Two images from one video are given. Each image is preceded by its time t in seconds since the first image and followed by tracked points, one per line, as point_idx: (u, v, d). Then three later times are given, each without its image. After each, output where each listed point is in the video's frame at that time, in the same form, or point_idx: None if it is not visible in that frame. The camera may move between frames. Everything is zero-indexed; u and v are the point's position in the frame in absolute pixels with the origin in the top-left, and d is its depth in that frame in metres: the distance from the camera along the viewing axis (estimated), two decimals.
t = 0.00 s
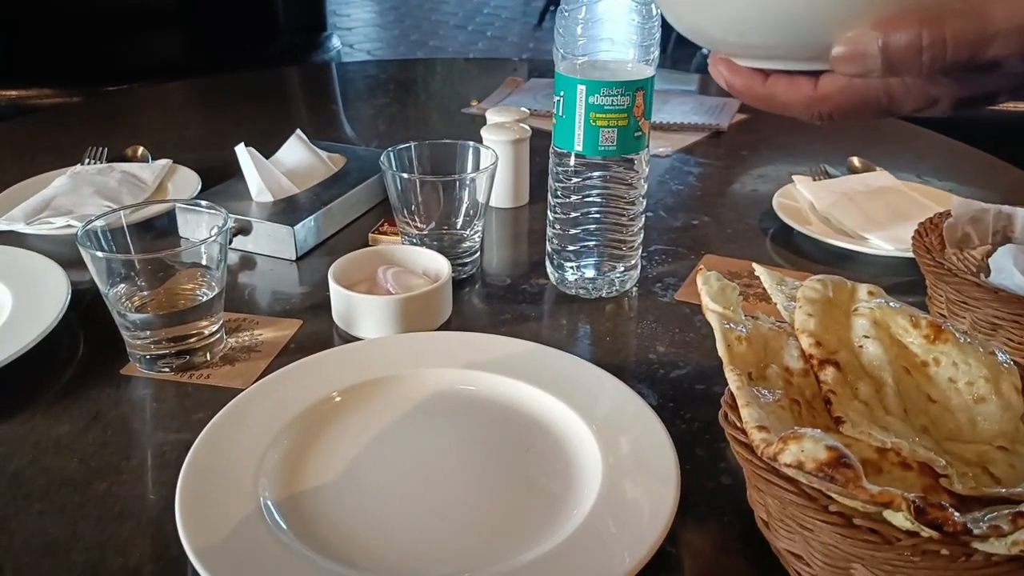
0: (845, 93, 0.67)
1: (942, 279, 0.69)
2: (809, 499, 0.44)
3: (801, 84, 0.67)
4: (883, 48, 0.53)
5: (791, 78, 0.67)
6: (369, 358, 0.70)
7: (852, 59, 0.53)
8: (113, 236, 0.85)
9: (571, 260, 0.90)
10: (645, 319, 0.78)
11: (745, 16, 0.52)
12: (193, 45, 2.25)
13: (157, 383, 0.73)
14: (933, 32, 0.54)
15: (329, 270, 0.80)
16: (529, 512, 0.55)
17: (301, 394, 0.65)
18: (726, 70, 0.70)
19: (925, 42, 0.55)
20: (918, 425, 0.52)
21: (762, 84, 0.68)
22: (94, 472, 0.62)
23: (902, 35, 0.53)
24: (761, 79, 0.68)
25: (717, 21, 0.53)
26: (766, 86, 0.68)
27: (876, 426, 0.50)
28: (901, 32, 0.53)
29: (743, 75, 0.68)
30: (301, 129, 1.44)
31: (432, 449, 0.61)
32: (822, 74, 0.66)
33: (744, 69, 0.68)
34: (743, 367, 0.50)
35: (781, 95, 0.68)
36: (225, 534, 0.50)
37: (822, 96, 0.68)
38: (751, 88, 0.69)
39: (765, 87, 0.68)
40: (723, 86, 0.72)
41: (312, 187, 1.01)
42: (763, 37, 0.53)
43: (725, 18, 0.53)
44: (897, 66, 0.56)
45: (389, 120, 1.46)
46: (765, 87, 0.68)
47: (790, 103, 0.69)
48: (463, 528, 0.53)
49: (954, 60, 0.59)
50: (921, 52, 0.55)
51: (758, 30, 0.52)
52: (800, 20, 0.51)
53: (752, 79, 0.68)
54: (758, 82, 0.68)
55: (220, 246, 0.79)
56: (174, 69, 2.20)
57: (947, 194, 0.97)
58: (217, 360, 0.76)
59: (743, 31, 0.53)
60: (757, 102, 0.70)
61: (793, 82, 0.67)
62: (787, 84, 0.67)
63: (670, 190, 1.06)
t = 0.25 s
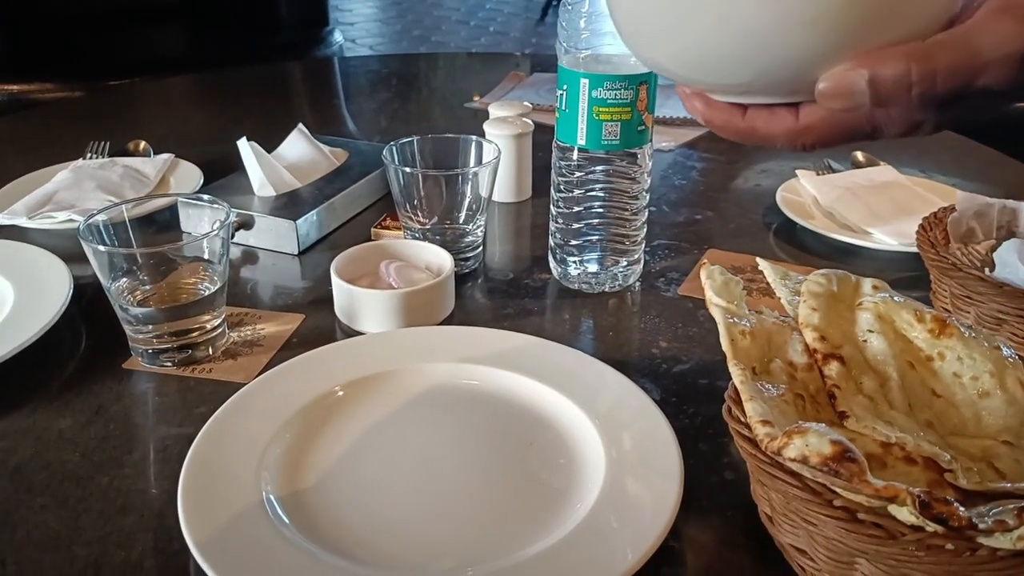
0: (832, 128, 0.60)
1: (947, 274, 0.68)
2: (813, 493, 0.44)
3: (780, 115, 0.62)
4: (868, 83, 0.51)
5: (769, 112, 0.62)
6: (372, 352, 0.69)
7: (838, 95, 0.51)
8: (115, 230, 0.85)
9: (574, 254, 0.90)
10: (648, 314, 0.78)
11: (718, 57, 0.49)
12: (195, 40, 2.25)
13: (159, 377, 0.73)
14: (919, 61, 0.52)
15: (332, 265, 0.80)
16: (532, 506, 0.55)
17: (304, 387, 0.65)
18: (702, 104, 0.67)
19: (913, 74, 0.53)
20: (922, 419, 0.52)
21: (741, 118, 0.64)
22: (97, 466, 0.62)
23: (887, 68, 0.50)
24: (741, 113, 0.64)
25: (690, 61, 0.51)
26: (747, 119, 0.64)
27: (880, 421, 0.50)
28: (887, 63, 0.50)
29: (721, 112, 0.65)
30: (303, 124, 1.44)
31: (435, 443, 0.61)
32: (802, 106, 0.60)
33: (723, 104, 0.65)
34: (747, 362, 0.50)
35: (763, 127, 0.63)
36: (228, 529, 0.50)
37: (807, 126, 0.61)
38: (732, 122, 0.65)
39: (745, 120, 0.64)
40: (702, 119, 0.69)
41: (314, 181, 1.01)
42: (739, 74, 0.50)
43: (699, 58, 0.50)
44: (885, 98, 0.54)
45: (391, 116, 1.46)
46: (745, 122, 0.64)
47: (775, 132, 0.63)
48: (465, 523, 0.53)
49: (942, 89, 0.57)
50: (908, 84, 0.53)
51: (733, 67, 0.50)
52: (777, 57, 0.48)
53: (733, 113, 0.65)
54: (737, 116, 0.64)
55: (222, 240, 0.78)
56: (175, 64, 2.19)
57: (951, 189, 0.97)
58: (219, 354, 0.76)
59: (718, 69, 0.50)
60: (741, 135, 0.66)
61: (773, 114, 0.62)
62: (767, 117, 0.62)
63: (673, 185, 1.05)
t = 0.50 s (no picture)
0: (808, 110, 0.57)
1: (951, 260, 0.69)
2: (818, 474, 0.44)
3: (754, 98, 0.58)
4: (843, 60, 0.49)
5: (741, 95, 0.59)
6: (378, 339, 0.70)
7: (813, 72, 0.49)
8: (120, 219, 0.85)
9: (577, 242, 0.90)
10: (651, 302, 0.78)
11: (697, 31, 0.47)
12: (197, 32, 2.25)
13: (165, 364, 0.73)
14: (896, 40, 0.50)
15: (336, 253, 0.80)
16: (537, 489, 0.55)
17: (310, 373, 0.65)
18: (673, 84, 0.63)
19: (888, 53, 0.51)
20: (927, 403, 0.52)
21: (714, 100, 0.60)
22: (103, 452, 0.63)
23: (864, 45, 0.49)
24: (713, 96, 0.60)
25: (677, 44, 0.49)
26: (720, 102, 0.60)
27: (885, 404, 0.50)
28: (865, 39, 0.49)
29: (694, 93, 0.61)
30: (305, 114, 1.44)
31: (440, 428, 0.61)
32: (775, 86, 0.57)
33: (695, 85, 0.61)
34: (752, 346, 0.50)
35: (735, 112, 0.60)
36: (234, 512, 0.50)
37: (781, 110, 0.58)
38: (704, 105, 0.61)
39: (718, 104, 0.60)
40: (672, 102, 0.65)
41: (318, 171, 1.01)
42: (716, 48, 0.48)
43: (673, 30, 0.48)
44: (864, 77, 0.52)
45: (393, 107, 1.46)
46: (717, 105, 0.60)
47: (747, 117, 0.60)
48: (471, 506, 0.54)
49: (918, 72, 0.55)
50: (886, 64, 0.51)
51: (709, 41, 0.47)
52: (754, 29, 0.46)
53: (705, 95, 0.61)
54: (709, 98, 0.60)
55: (227, 228, 0.79)
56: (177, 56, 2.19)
57: (954, 177, 0.96)
58: (224, 342, 0.76)
59: (695, 45, 0.48)
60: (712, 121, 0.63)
61: (745, 97, 0.59)
62: (741, 99, 0.59)
63: (675, 174, 1.06)
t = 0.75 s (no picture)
0: (787, 84, 0.58)
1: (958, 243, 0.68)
2: (823, 455, 0.44)
3: (735, 73, 0.58)
4: (821, 34, 0.50)
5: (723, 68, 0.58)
6: (383, 324, 0.70)
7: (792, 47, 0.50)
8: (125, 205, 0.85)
9: (582, 227, 0.90)
10: (657, 286, 0.78)
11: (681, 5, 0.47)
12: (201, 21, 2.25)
13: (170, 349, 0.73)
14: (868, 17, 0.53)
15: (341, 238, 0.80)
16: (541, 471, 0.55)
17: (315, 357, 0.65)
18: (653, 59, 0.60)
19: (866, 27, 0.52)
20: (933, 385, 0.53)
21: (694, 75, 0.59)
22: (110, 435, 0.63)
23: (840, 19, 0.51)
24: (694, 70, 0.59)
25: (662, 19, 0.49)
26: (700, 77, 0.59)
27: (890, 386, 0.50)
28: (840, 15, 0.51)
29: (673, 67, 0.60)
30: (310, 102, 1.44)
31: (445, 412, 0.61)
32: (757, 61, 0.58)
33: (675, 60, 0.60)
34: (757, 328, 0.50)
35: (716, 86, 0.59)
36: (238, 495, 0.51)
37: (762, 85, 0.59)
38: (684, 79, 0.60)
39: (699, 79, 0.59)
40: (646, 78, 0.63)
41: (322, 157, 1.01)
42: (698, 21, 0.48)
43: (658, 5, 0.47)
44: (842, 53, 0.54)
45: (397, 95, 1.46)
46: (698, 80, 0.59)
47: (728, 92, 0.59)
48: (475, 489, 0.54)
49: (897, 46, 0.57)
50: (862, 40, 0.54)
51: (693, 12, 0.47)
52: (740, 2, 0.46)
53: (686, 69, 0.59)
54: (690, 73, 0.59)
55: (231, 214, 0.79)
56: (181, 45, 2.19)
57: (961, 161, 0.96)
58: (230, 327, 0.76)
59: (677, 18, 0.48)
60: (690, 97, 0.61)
61: (726, 72, 0.58)
62: (721, 74, 0.58)
63: (681, 159, 1.05)
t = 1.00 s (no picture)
0: (775, 85, 0.55)
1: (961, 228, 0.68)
2: (823, 436, 0.44)
3: (720, 77, 0.56)
4: (808, 36, 0.48)
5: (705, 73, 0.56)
6: (388, 309, 0.70)
7: (781, 49, 0.47)
8: (133, 193, 0.86)
9: (586, 214, 0.90)
10: (660, 272, 0.78)
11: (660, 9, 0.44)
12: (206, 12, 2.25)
13: (178, 335, 0.74)
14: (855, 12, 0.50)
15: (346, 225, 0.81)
16: (545, 453, 0.56)
17: (321, 342, 0.66)
18: (636, 66, 0.58)
19: (853, 23, 0.50)
20: (934, 367, 0.53)
21: (679, 80, 0.57)
22: (118, 419, 0.64)
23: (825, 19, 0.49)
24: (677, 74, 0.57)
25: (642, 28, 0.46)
26: (685, 81, 0.57)
27: (891, 368, 0.50)
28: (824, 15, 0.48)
29: (656, 74, 0.57)
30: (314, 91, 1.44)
31: (449, 395, 0.62)
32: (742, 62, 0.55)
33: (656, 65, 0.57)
34: (759, 311, 0.50)
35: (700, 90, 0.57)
36: (246, 478, 0.51)
37: (748, 86, 0.56)
38: (669, 85, 0.58)
39: (683, 84, 0.57)
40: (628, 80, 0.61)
41: (327, 145, 1.01)
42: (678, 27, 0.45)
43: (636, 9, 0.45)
44: (828, 52, 0.51)
45: (401, 84, 1.46)
46: (683, 86, 0.57)
47: (714, 95, 0.57)
48: (480, 471, 0.54)
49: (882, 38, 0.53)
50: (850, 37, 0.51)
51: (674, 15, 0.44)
52: (720, 2, 0.43)
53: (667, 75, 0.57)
54: (674, 79, 0.57)
55: (238, 202, 0.79)
56: (186, 35, 2.19)
57: (965, 147, 0.96)
58: (237, 313, 0.77)
59: (657, 24, 0.45)
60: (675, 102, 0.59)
61: (710, 75, 0.56)
62: (706, 78, 0.56)
63: (685, 146, 1.05)
